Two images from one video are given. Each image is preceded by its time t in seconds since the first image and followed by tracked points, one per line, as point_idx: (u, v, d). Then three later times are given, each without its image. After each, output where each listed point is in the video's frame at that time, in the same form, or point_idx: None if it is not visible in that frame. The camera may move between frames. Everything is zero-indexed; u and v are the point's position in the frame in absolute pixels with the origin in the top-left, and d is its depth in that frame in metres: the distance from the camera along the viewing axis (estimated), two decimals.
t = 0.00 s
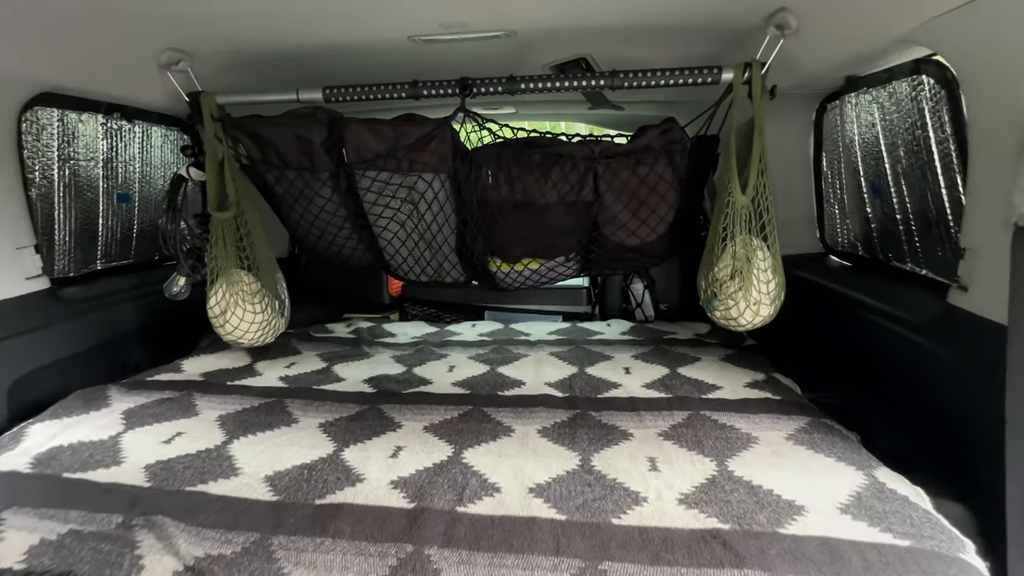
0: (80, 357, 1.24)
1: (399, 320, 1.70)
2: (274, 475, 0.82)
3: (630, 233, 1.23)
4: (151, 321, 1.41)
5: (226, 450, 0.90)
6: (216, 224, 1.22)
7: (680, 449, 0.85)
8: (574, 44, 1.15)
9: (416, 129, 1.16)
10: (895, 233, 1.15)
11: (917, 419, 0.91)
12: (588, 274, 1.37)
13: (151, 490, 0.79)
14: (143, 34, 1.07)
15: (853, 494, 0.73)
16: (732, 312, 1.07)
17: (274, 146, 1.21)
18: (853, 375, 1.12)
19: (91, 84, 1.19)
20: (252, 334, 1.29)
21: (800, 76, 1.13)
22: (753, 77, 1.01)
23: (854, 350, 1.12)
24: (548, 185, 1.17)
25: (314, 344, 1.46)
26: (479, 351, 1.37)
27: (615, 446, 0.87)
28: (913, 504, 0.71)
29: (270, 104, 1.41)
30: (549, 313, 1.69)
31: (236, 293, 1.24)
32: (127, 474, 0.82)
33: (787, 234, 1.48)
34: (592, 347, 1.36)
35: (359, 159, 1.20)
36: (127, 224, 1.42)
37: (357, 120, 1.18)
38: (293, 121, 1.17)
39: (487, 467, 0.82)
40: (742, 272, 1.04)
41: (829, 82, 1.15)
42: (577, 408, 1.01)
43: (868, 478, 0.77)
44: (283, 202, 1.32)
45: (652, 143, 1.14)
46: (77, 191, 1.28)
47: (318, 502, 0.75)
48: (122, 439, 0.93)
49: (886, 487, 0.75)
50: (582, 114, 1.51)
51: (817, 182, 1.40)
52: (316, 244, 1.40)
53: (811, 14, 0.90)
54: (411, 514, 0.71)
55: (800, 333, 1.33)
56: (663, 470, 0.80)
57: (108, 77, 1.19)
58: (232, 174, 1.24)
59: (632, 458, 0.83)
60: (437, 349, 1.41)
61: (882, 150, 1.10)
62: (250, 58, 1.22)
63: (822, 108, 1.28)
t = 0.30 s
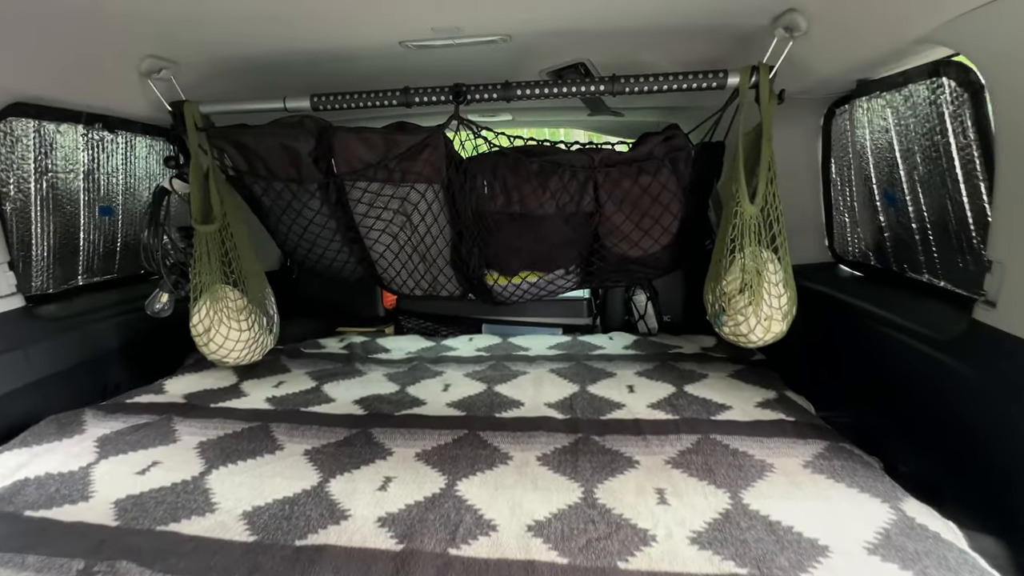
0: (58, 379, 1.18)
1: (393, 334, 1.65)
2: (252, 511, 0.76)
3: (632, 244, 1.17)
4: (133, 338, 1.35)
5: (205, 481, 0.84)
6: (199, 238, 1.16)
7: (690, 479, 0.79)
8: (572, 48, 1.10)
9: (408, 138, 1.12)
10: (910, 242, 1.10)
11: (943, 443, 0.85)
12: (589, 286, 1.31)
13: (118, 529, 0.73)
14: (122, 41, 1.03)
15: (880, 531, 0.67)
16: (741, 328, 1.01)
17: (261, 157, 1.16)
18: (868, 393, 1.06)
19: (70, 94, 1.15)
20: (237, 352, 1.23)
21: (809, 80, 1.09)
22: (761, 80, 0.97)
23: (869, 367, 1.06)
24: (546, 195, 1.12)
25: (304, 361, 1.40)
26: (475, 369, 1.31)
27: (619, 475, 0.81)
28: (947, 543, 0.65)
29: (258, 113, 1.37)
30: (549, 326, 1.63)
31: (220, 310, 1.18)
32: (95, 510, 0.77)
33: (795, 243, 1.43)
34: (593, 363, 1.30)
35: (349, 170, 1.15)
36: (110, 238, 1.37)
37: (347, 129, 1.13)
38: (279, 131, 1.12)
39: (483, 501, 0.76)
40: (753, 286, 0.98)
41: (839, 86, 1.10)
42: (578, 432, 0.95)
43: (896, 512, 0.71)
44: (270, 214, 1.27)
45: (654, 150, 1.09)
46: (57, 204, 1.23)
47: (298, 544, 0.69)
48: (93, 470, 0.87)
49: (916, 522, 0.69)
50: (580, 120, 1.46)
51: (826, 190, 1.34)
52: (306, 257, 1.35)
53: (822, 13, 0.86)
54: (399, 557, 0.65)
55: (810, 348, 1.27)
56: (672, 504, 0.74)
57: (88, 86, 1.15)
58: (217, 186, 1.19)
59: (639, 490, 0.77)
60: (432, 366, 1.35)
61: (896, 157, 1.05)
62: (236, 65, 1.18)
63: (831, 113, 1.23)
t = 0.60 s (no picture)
0: (34, 398, 1.12)
1: (387, 347, 1.59)
2: (227, 551, 0.70)
3: (636, 253, 1.11)
4: (113, 354, 1.29)
5: (175, 515, 0.78)
6: (180, 249, 1.10)
7: (702, 511, 0.73)
8: (571, 48, 1.05)
9: (399, 143, 1.06)
10: (929, 249, 1.04)
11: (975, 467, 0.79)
12: (590, 297, 1.25)
13: (76, 574, 0.67)
14: (96, 43, 0.97)
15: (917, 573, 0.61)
16: (753, 342, 0.95)
17: (244, 164, 1.11)
18: (888, 410, 1.00)
19: (43, 100, 1.09)
20: (220, 370, 1.17)
21: (822, 79, 1.03)
22: (772, 80, 0.91)
23: (889, 383, 1.00)
24: (545, 202, 1.07)
25: (294, 377, 1.34)
26: (472, 384, 1.24)
27: (626, 507, 0.75)
28: None
29: (244, 118, 1.31)
30: (549, 337, 1.57)
31: (201, 325, 1.12)
32: (55, 550, 0.71)
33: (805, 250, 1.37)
34: (595, 377, 1.24)
35: (337, 177, 1.10)
36: (91, 250, 1.32)
37: (334, 134, 1.07)
38: (262, 137, 1.07)
39: (480, 539, 0.70)
40: (765, 298, 0.92)
41: (853, 85, 1.04)
42: (581, 456, 0.89)
43: (931, 550, 0.65)
44: (256, 224, 1.21)
45: (659, 155, 1.04)
46: (33, 214, 1.17)
47: None
48: (58, 503, 0.81)
49: (954, 562, 0.63)
50: (580, 124, 1.41)
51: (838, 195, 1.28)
52: (293, 269, 1.29)
53: (838, 8, 0.80)
54: None
55: (822, 361, 1.21)
56: (684, 541, 0.68)
57: (63, 92, 1.09)
58: (199, 195, 1.13)
59: (648, 525, 0.71)
60: (427, 381, 1.29)
61: (915, 160, 0.99)
62: (219, 68, 1.12)
63: (842, 115, 1.18)
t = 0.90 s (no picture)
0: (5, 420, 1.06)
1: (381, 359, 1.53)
2: None
3: (640, 264, 1.05)
4: (93, 371, 1.23)
5: (142, 555, 0.72)
6: (159, 261, 1.05)
7: (716, 549, 0.67)
8: (570, 47, 0.99)
9: (389, 149, 1.01)
10: (951, 257, 0.98)
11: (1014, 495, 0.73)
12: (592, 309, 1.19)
13: None
14: (68, 45, 0.92)
15: None
16: (768, 358, 0.89)
17: (227, 172, 1.05)
18: (911, 430, 0.94)
19: (15, 105, 1.04)
20: (202, 389, 1.10)
21: (836, 78, 0.97)
22: (785, 79, 0.86)
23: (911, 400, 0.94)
24: (544, 211, 1.01)
25: (282, 394, 1.28)
26: (468, 402, 1.18)
27: (633, 545, 0.69)
28: None
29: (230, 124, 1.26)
30: (549, 348, 1.51)
31: (182, 342, 1.06)
32: None
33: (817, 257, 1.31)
34: (598, 393, 1.18)
35: (325, 185, 1.04)
36: (70, 262, 1.26)
37: (321, 140, 1.02)
38: (245, 142, 1.01)
39: None
40: (780, 312, 0.86)
41: (869, 83, 0.99)
42: (584, 482, 0.83)
43: None
44: (240, 234, 1.15)
45: (664, 159, 0.98)
46: (6, 225, 1.12)
47: None
48: (18, 540, 0.75)
49: None
50: (580, 127, 1.35)
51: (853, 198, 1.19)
52: (280, 281, 1.23)
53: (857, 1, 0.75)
54: None
55: (836, 375, 1.14)
56: None
57: (35, 97, 1.04)
58: (180, 204, 1.08)
59: (658, 566, 0.65)
60: (421, 398, 1.23)
61: (938, 162, 0.94)
62: (201, 71, 1.07)
63: (856, 116, 1.12)
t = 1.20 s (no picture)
0: None
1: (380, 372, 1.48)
2: None
3: (650, 275, 1.00)
4: (80, 386, 1.19)
5: None
6: (146, 274, 1.00)
7: None
8: (574, 49, 0.95)
9: (385, 157, 0.97)
10: (980, 267, 0.93)
11: None
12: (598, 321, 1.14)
13: None
14: (50, 50, 0.88)
15: None
16: (787, 377, 0.83)
17: (217, 182, 1.01)
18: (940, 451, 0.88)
19: None
20: (191, 407, 1.06)
21: (855, 78, 0.92)
22: (804, 79, 0.81)
23: (939, 419, 0.88)
24: (548, 220, 0.96)
25: (276, 410, 1.24)
26: (469, 419, 1.13)
27: None
28: None
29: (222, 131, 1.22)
30: (554, 360, 1.46)
31: (170, 358, 1.02)
32: None
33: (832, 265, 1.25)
34: (605, 409, 1.13)
35: (319, 194, 0.99)
36: (59, 274, 1.22)
37: (314, 147, 0.97)
38: (235, 150, 0.97)
39: None
40: (801, 327, 0.81)
41: (890, 83, 0.94)
42: (593, 511, 0.78)
43: None
44: (232, 246, 1.11)
45: (673, 165, 0.93)
46: None
47: None
48: None
49: None
50: (584, 132, 1.30)
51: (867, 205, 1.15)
52: (274, 294, 1.18)
53: None
54: None
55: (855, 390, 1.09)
56: None
57: (20, 105, 1.00)
58: (169, 215, 1.03)
59: None
60: (421, 415, 1.17)
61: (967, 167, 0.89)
62: (190, 77, 1.03)
63: (874, 117, 1.07)
